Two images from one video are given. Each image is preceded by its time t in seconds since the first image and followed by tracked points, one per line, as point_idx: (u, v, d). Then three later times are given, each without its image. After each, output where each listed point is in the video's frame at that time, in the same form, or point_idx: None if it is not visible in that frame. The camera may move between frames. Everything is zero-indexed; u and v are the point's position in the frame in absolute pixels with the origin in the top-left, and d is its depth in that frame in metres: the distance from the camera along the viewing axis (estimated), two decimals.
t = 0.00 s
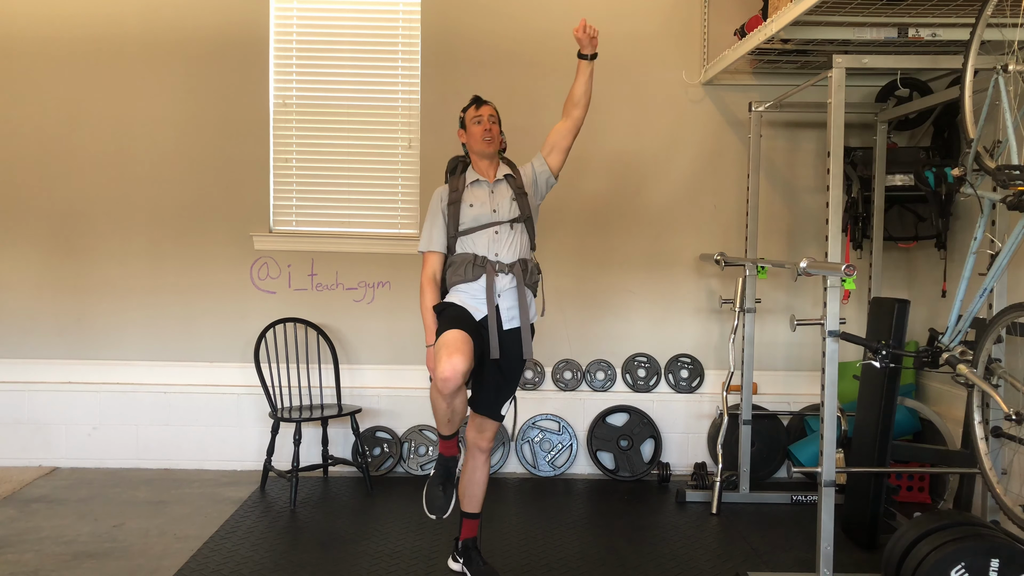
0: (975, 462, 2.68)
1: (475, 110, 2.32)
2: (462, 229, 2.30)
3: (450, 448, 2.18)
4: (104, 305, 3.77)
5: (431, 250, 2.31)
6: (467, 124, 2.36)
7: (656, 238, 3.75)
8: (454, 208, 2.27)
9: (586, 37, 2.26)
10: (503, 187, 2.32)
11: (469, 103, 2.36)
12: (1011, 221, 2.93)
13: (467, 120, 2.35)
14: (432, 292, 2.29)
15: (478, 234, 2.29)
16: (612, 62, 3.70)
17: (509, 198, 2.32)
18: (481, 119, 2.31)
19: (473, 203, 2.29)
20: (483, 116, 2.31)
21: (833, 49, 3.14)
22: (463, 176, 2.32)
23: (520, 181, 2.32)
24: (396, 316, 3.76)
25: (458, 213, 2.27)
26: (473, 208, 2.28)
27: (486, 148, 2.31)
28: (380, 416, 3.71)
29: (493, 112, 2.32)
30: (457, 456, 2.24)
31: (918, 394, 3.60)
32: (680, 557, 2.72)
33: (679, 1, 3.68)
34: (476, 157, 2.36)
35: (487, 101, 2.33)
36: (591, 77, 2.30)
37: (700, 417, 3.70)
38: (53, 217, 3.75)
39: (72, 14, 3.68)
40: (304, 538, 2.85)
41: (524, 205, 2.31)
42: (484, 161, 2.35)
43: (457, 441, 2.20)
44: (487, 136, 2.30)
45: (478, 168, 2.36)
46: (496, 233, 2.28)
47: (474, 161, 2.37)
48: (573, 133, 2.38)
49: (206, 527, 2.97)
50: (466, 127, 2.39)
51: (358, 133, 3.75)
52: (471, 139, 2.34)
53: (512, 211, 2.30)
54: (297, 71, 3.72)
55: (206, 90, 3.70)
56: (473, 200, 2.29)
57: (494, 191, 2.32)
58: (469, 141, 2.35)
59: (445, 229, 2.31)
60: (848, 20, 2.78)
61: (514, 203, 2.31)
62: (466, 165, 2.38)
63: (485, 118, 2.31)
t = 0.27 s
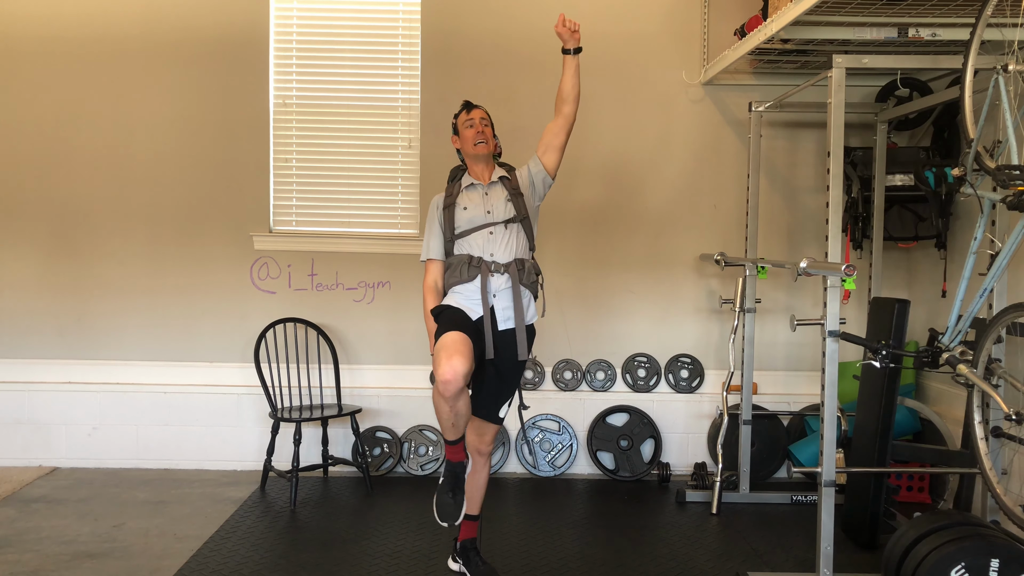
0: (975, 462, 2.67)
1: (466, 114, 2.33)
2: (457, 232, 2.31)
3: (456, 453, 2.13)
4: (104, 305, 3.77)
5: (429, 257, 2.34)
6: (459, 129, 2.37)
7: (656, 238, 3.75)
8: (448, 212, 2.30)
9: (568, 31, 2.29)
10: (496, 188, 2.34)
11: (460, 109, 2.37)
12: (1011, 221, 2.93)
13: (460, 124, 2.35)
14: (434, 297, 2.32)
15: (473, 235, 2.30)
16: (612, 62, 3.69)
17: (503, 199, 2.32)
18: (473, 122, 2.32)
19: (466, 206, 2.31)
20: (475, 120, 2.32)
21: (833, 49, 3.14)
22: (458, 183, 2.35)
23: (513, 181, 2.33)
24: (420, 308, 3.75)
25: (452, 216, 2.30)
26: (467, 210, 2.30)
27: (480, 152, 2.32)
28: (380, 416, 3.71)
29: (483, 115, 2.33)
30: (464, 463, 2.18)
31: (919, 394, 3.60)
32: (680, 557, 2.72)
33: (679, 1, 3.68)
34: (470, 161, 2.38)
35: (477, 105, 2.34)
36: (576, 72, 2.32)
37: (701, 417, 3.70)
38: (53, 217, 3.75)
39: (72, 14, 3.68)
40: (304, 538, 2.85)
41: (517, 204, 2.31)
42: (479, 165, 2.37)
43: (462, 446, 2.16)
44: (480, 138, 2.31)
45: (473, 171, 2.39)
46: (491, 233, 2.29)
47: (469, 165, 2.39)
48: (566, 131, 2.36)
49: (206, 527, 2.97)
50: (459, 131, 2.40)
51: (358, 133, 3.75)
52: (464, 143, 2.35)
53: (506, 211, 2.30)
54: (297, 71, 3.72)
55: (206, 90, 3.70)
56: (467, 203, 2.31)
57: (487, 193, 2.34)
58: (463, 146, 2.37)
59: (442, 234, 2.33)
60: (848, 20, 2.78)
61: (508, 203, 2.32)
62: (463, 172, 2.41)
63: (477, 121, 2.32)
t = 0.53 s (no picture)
0: (974, 462, 2.67)
1: (461, 112, 2.31)
2: (454, 232, 2.29)
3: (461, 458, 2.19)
4: (104, 305, 3.77)
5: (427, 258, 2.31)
6: (453, 127, 2.35)
7: (656, 238, 3.75)
8: (445, 211, 2.28)
9: (568, 29, 2.27)
10: (494, 187, 2.33)
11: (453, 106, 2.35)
12: (1011, 221, 2.93)
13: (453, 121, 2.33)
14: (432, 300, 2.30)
15: (471, 235, 2.29)
16: (612, 61, 3.69)
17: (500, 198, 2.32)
18: (468, 120, 2.30)
19: (463, 205, 2.30)
20: (468, 117, 2.30)
21: (833, 49, 3.14)
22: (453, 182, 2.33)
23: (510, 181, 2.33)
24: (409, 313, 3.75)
25: (449, 216, 2.27)
26: (464, 210, 2.29)
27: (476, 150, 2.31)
28: (380, 416, 3.71)
29: (478, 113, 2.31)
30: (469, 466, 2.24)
31: (918, 394, 3.61)
32: (680, 556, 2.72)
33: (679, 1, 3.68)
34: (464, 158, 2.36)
35: (472, 103, 2.33)
36: (576, 71, 2.31)
37: (700, 417, 3.70)
38: (53, 217, 3.75)
39: (72, 14, 3.68)
40: (304, 537, 2.86)
41: (515, 203, 2.31)
42: (473, 163, 2.36)
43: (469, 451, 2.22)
44: (475, 136, 2.30)
45: (468, 169, 2.37)
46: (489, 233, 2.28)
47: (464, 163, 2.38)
48: (563, 129, 2.36)
49: (206, 527, 2.97)
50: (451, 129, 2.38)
51: (358, 133, 3.75)
52: (458, 141, 2.33)
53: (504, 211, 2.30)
54: (297, 71, 3.72)
55: (207, 90, 3.70)
56: (463, 203, 2.30)
57: (484, 192, 2.33)
58: (457, 143, 2.35)
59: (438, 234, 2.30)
60: (848, 20, 2.78)
61: (505, 202, 2.32)
62: (457, 169, 2.39)
63: (472, 119, 2.30)
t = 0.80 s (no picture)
0: (975, 462, 2.67)
1: (460, 109, 2.32)
2: (452, 231, 2.28)
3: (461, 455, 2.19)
4: (104, 305, 3.77)
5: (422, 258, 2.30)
6: (450, 123, 2.35)
7: (656, 238, 3.75)
8: (443, 210, 2.26)
9: (564, 28, 2.27)
10: (491, 186, 2.33)
11: (451, 102, 2.35)
12: (1011, 221, 2.93)
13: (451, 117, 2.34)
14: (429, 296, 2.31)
15: (469, 234, 2.28)
16: (612, 61, 3.69)
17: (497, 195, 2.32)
18: (466, 117, 2.31)
19: (461, 204, 2.29)
20: (466, 112, 2.31)
21: (833, 49, 3.14)
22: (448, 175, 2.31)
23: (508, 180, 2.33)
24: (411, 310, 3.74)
25: (447, 214, 2.26)
26: (462, 209, 2.28)
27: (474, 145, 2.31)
28: (380, 416, 3.71)
29: (476, 110, 2.32)
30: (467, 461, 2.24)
31: (918, 394, 3.61)
32: (680, 556, 2.72)
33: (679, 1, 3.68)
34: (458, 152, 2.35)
35: (471, 100, 2.33)
36: (573, 71, 2.32)
37: (700, 417, 3.70)
38: (53, 217, 3.75)
39: (72, 14, 3.68)
40: (304, 537, 2.85)
41: (513, 203, 2.31)
42: (469, 160, 2.36)
43: (468, 449, 2.22)
44: (473, 133, 2.30)
45: (464, 166, 2.37)
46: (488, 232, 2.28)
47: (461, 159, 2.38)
48: (559, 128, 2.37)
49: (206, 527, 2.97)
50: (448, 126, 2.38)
51: (358, 133, 3.75)
52: (456, 137, 2.33)
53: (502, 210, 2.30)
54: (297, 71, 3.72)
55: (206, 90, 3.70)
56: (462, 201, 2.29)
57: (482, 191, 2.32)
58: (454, 140, 2.35)
59: (435, 232, 2.29)
60: (849, 20, 2.78)
61: (503, 201, 2.32)
62: (452, 165, 2.36)
63: (470, 116, 2.31)
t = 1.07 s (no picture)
0: (974, 462, 2.67)
1: (456, 103, 2.30)
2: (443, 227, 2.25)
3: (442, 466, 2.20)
4: (104, 305, 3.77)
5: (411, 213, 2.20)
6: (446, 117, 2.33)
7: (656, 238, 3.75)
8: (436, 206, 2.22)
9: (558, 44, 2.26)
10: (484, 184, 2.30)
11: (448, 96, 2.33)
12: (1011, 221, 2.93)
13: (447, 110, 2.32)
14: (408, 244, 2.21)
15: (460, 232, 2.26)
16: (612, 61, 3.69)
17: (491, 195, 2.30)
18: (463, 111, 2.29)
19: (454, 201, 2.26)
20: (465, 107, 2.30)
21: (833, 49, 3.14)
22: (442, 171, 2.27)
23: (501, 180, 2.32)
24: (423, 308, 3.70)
25: (440, 210, 2.22)
26: (455, 206, 2.25)
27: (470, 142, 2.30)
28: (380, 416, 3.71)
29: (473, 105, 2.31)
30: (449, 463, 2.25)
31: (918, 394, 3.60)
32: (680, 556, 2.72)
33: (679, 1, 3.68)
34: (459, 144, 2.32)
35: (467, 94, 2.32)
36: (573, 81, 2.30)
37: (701, 417, 3.70)
38: (53, 217, 3.75)
39: (72, 14, 3.68)
40: (304, 537, 2.85)
41: (505, 202, 2.30)
42: (463, 156, 2.34)
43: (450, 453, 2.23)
44: (470, 128, 2.30)
45: (457, 161, 2.34)
46: (479, 231, 2.25)
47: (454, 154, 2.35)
48: (562, 138, 2.38)
49: (206, 527, 2.97)
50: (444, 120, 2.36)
51: (358, 134, 3.75)
52: (452, 132, 2.31)
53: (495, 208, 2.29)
54: (297, 71, 3.71)
55: (206, 90, 3.70)
56: (454, 199, 2.26)
57: (474, 188, 2.29)
58: (449, 134, 2.33)
59: (425, 227, 2.25)
60: (848, 20, 2.78)
61: (495, 200, 2.30)
62: (444, 160, 2.33)
63: (467, 111, 2.30)
